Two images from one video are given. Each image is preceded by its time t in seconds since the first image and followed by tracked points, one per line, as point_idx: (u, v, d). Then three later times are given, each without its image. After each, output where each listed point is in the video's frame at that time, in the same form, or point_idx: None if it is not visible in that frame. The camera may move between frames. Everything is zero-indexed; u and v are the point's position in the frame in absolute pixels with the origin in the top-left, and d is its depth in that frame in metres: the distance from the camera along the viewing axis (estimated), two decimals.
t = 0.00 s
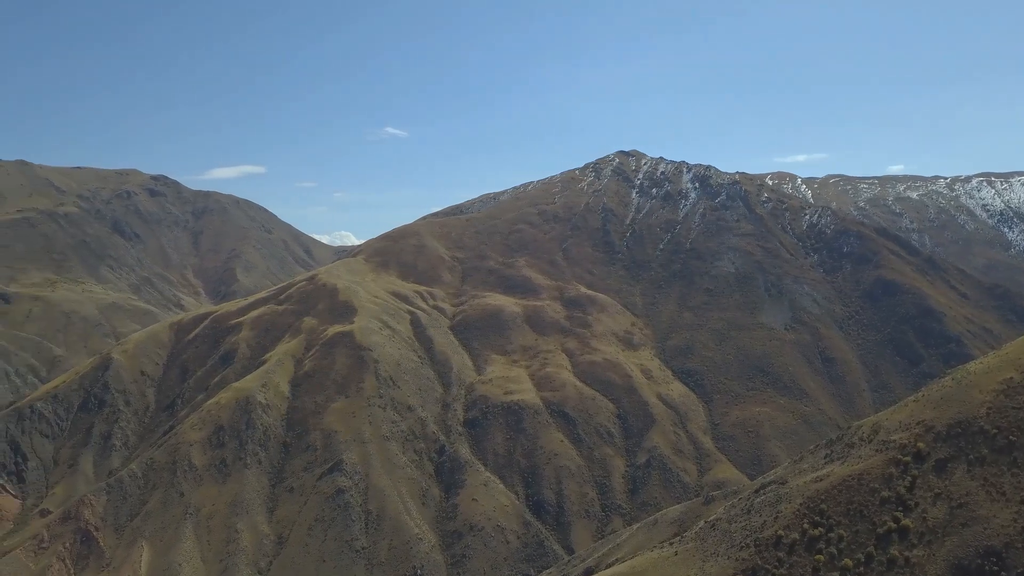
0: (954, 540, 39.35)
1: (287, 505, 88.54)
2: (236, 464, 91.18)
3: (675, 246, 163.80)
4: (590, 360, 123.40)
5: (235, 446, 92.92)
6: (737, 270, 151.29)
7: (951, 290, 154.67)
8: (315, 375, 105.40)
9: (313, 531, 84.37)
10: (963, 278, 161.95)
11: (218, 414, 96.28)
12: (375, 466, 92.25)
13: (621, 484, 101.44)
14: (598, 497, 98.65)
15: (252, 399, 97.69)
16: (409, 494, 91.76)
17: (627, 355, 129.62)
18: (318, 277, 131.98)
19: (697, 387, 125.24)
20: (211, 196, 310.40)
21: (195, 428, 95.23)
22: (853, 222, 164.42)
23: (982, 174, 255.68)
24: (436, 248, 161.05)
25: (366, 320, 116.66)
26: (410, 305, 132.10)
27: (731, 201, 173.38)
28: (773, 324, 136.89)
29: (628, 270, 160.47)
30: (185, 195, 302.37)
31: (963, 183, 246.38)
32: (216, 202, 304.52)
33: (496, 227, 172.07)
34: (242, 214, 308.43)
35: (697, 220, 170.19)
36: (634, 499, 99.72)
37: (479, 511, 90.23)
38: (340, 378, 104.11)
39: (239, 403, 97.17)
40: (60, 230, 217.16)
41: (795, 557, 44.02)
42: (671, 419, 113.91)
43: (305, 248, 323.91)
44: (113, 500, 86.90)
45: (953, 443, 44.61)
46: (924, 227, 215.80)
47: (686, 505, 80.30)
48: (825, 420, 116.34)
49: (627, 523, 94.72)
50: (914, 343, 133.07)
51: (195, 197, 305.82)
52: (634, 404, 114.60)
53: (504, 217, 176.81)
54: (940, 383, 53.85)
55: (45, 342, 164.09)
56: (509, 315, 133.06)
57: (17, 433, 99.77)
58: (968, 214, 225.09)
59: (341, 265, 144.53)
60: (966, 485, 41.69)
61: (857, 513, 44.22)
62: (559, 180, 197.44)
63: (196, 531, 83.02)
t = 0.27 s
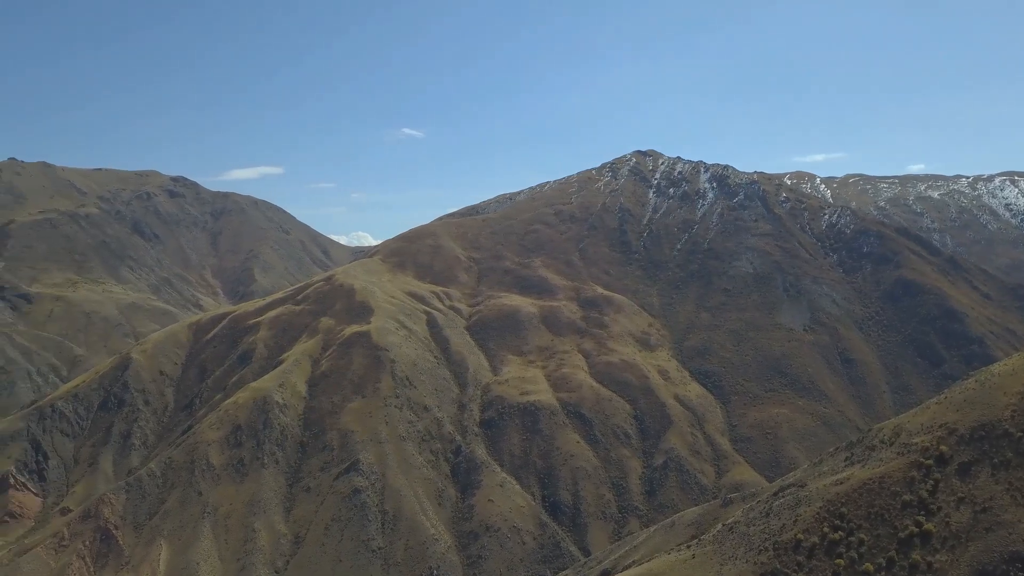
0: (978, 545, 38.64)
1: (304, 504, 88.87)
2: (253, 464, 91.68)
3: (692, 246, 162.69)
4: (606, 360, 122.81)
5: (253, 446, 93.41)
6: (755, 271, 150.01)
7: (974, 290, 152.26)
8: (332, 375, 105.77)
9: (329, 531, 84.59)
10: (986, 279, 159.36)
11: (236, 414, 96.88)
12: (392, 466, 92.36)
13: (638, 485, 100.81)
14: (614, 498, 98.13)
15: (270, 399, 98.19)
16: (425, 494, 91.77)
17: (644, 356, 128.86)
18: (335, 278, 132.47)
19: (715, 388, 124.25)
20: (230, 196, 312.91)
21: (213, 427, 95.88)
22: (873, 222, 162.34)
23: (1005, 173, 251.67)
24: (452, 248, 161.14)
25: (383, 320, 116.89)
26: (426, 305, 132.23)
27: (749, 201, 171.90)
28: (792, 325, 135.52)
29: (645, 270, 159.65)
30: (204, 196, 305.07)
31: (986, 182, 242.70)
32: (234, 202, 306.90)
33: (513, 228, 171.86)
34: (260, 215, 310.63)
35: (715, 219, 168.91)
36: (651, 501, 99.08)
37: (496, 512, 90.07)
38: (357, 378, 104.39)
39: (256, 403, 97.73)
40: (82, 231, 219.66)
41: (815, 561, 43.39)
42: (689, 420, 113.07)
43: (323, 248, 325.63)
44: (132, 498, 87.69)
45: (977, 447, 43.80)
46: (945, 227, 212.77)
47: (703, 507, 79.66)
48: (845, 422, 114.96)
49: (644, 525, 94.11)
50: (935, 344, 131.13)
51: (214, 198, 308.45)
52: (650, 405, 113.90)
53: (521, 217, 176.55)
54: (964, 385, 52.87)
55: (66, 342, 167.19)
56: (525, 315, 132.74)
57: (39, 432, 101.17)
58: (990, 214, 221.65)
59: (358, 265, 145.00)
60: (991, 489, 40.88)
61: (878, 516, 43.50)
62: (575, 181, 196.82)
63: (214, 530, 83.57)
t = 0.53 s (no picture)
0: (1002, 549, 37.92)
1: (320, 504, 89.13)
2: (270, 464, 92.11)
3: (709, 246, 161.54)
4: (623, 361, 122.18)
5: (270, 446, 93.86)
6: (773, 271, 148.68)
7: (997, 291, 149.77)
8: (349, 375, 106.08)
9: (346, 531, 84.74)
10: (1010, 279, 156.73)
11: (254, 413, 97.45)
12: (408, 466, 92.42)
13: (655, 487, 100.14)
14: (631, 500, 97.57)
15: (287, 399, 98.65)
16: (441, 495, 91.74)
17: (661, 357, 128.10)
18: (351, 278, 132.89)
19: (732, 389, 123.23)
20: (248, 197, 315.24)
21: (231, 427, 96.48)
22: (893, 221, 160.24)
23: None
24: (468, 249, 161.18)
25: (399, 320, 117.04)
26: (443, 305, 132.32)
27: (767, 201, 170.39)
28: (810, 326, 134.11)
29: (661, 271, 158.79)
30: (223, 197, 307.53)
31: (1009, 181, 238.94)
32: (252, 203, 309.02)
33: (529, 228, 171.60)
34: (278, 216, 312.72)
35: (733, 219, 167.63)
36: (667, 502, 98.40)
37: (512, 512, 89.85)
38: (373, 378, 104.62)
39: (274, 403, 98.22)
40: (102, 231, 222.06)
41: (834, 565, 42.74)
42: (706, 421, 112.21)
43: (340, 249, 327.12)
44: (151, 497, 88.40)
45: (1002, 450, 42.96)
46: (967, 227, 209.72)
47: (721, 509, 79.00)
48: (864, 424, 113.54)
49: (661, 527, 93.48)
50: (957, 345, 129.18)
51: (232, 198, 310.83)
52: (667, 406, 113.17)
53: (537, 217, 176.19)
54: (987, 387, 51.92)
55: (86, 341, 169.32)
56: (542, 315, 132.40)
57: (59, 431, 102.38)
58: (1013, 213, 218.12)
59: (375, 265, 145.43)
60: (1016, 493, 40.11)
61: (899, 520, 42.78)
62: (591, 181, 196.15)
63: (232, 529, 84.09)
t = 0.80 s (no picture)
0: None
1: (337, 504, 89.35)
2: (287, 463, 92.47)
3: (727, 246, 160.26)
4: (639, 362, 121.44)
5: (287, 445, 94.22)
6: (792, 271, 147.24)
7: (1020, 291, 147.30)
8: (365, 375, 106.31)
9: (362, 531, 84.85)
10: None
11: (271, 413, 97.94)
12: (424, 466, 92.41)
13: (672, 488, 99.45)
14: (648, 501, 96.95)
15: (304, 399, 99.02)
16: (457, 495, 91.64)
17: (678, 357, 127.25)
18: (368, 278, 133.25)
19: (750, 390, 122.14)
20: (266, 197, 317.34)
21: (249, 426, 97.01)
22: (914, 221, 158.10)
23: None
24: (484, 249, 161.11)
25: (415, 320, 117.15)
26: (459, 306, 132.32)
27: (785, 201, 168.78)
28: (830, 327, 132.61)
29: (678, 271, 157.78)
30: (241, 197, 309.84)
31: None
32: (270, 204, 311.04)
33: (545, 228, 171.18)
34: (295, 216, 314.56)
35: (751, 219, 166.24)
36: (684, 504, 97.67)
37: (528, 513, 89.59)
38: (389, 378, 104.80)
39: (291, 402, 98.65)
40: (122, 232, 224.25)
41: (855, 570, 42.03)
42: (724, 422, 111.25)
43: (357, 249, 328.48)
44: (169, 496, 89.07)
45: None
46: (990, 226, 206.53)
47: (739, 511, 78.31)
48: (885, 426, 112.06)
49: (678, 528, 92.80)
50: (979, 346, 127.14)
51: (251, 199, 313.11)
52: (685, 407, 112.35)
53: (553, 217, 175.70)
54: (1012, 389, 50.86)
55: (106, 341, 171.13)
56: (558, 316, 131.96)
57: (80, 430, 103.46)
58: None
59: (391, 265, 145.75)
60: None
61: (921, 525, 42.01)
62: (608, 180, 195.31)
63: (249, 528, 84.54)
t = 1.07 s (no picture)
0: None
1: (353, 503, 89.52)
2: (304, 463, 92.82)
3: (745, 246, 158.92)
4: (656, 363, 120.65)
5: (304, 445, 94.58)
6: (810, 271, 145.73)
7: None
8: (382, 374, 106.51)
9: (378, 531, 84.91)
10: None
11: (288, 413, 98.40)
12: (440, 466, 92.41)
13: (689, 489, 98.73)
14: (664, 502, 96.31)
15: (321, 399, 99.39)
16: (473, 495, 91.49)
17: (695, 358, 126.35)
18: (384, 278, 133.53)
19: (769, 391, 120.98)
20: (284, 198, 319.28)
21: (266, 425, 97.51)
22: (935, 220, 155.86)
23: None
24: (500, 249, 160.95)
25: (431, 320, 117.20)
26: (475, 306, 132.25)
27: (804, 200, 167.09)
28: (850, 327, 131.05)
29: (696, 271, 156.69)
30: (259, 198, 311.96)
31: None
32: (287, 204, 312.93)
33: (561, 228, 170.70)
34: (312, 217, 316.24)
35: (769, 219, 164.78)
36: (702, 505, 96.92)
37: (544, 514, 89.29)
38: (406, 378, 104.91)
39: (308, 402, 99.05)
40: (141, 232, 226.47)
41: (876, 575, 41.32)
42: (741, 423, 110.27)
43: (373, 249, 329.64)
44: (188, 495, 89.72)
45: None
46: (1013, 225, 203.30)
47: (757, 514, 77.64)
48: (905, 428, 110.54)
49: (695, 530, 92.12)
50: (1002, 347, 125.04)
51: (268, 199, 315.15)
52: (702, 408, 111.49)
53: (569, 217, 175.16)
54: None
55: (126, 341, 172.94)
56: (574, 316, 131.46)
57: (99, 428, 104.54)
58: None
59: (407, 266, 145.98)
60: None
61: (944, 529, 41.23)
62: (625, 180, 194.39)
63: (266, 527, 84.94)
